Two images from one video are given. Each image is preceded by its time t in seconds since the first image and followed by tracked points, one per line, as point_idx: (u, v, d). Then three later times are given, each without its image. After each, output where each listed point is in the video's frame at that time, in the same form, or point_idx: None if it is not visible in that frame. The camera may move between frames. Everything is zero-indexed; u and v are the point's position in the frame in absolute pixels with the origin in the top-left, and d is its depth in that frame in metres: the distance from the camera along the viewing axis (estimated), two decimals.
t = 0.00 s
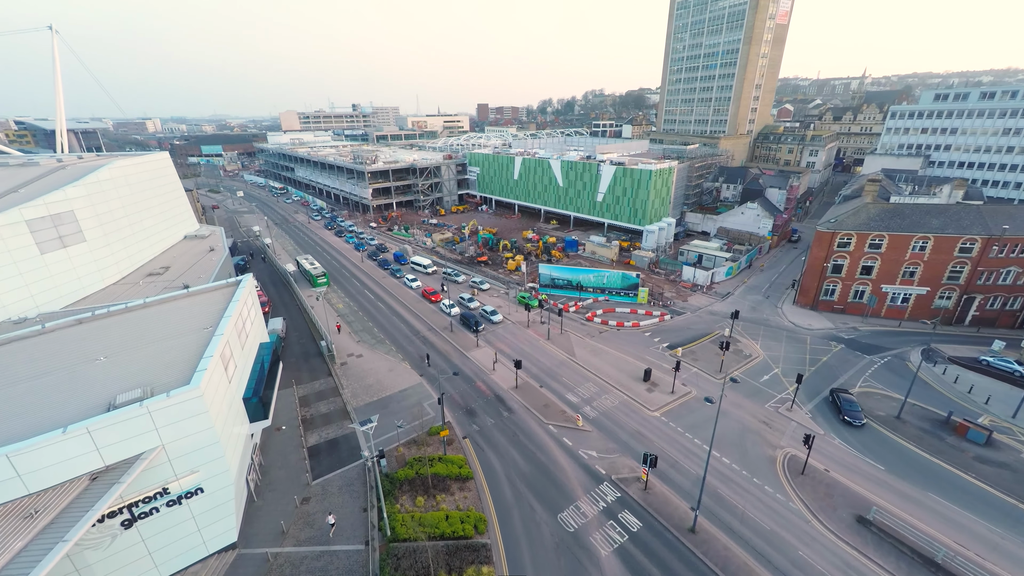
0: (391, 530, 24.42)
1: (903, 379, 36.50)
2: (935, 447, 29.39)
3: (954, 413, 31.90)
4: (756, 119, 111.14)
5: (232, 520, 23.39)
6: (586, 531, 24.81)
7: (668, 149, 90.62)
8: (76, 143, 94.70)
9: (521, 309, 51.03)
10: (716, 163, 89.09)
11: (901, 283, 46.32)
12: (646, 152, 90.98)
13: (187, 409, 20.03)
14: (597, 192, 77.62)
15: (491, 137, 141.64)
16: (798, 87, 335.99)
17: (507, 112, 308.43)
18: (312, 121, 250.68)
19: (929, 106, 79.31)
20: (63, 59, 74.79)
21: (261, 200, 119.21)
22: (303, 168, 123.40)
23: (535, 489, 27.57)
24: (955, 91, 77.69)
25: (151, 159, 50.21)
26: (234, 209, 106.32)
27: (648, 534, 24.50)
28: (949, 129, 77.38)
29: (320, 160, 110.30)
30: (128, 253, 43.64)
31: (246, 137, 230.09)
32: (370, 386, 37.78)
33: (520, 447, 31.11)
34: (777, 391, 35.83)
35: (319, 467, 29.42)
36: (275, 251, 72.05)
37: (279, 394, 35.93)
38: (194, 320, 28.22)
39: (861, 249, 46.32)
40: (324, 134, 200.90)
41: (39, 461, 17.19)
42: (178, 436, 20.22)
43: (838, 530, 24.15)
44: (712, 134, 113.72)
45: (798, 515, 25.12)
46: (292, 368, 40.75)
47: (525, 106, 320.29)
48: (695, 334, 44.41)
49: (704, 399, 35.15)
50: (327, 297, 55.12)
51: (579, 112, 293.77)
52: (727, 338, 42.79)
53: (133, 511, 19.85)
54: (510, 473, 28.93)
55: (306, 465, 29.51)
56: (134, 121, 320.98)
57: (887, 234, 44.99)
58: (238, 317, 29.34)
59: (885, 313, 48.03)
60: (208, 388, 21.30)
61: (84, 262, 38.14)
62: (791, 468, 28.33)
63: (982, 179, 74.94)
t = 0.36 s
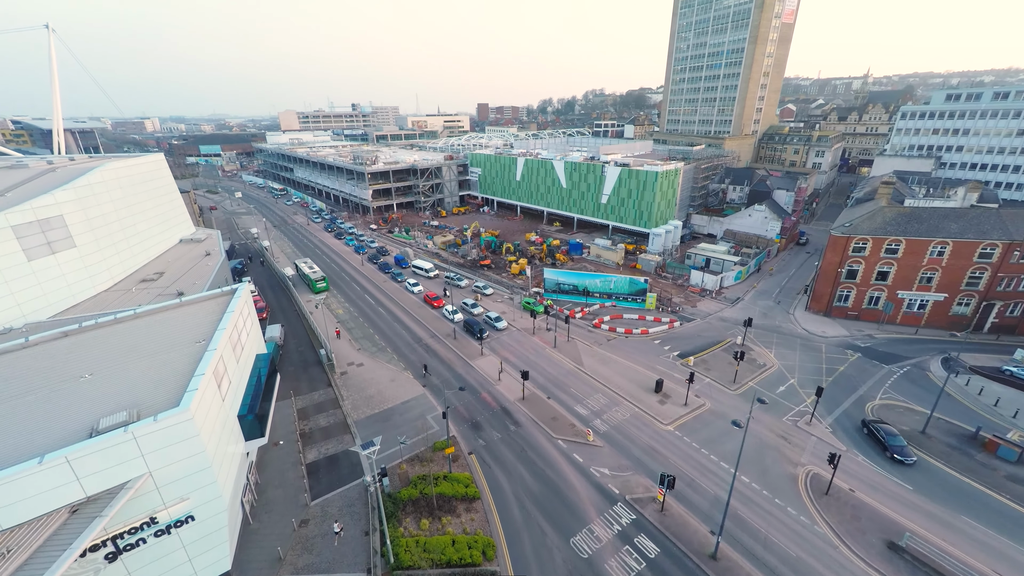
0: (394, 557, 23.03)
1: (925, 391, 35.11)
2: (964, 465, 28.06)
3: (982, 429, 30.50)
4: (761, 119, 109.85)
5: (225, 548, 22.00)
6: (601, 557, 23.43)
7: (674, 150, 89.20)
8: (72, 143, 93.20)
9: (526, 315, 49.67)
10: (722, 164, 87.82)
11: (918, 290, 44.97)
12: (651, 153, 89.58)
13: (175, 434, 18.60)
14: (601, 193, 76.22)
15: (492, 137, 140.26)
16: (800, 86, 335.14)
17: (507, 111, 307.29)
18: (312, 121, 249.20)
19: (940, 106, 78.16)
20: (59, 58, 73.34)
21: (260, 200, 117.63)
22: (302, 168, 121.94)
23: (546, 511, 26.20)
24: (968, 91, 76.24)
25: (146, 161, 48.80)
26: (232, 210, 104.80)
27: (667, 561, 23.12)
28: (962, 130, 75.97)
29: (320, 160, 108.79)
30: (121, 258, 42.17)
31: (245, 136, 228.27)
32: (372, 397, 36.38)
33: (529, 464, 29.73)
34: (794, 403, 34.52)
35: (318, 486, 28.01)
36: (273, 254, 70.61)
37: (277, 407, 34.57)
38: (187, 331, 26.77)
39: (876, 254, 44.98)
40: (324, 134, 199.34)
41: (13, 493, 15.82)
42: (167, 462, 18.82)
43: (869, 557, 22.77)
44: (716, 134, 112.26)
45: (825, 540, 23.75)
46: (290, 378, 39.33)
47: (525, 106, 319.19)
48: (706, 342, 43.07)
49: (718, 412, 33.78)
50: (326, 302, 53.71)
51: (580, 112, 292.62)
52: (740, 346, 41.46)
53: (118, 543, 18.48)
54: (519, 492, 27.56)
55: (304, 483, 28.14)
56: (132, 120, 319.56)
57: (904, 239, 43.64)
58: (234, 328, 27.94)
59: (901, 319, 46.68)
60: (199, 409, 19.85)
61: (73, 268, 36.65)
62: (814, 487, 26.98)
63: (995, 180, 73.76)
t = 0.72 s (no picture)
0: None
1: (951, 403, 33.65)
2: (999, 484, 26.61)
3: (1016, 445, 29.03)
4: (768, 118, 108.20)
5: None
6: None
7: (680, 150, 87.73)
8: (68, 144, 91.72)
9: (532, 320, 48.24)
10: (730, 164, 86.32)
11: (939, 295, 43.44)
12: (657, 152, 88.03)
13: (164, 460, 17.21)
14: (607, 194, 74.70)
15: (494, 136, 138.70)
16: (803, 85, 333.05)
17: (509, 110, 305.65)
18: (312, 120, 247.79)
19: (955, 104, 76.60)
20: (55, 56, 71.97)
21: (260, 201, 116.25)
22: (303, 168, 120.58)
23: (559, 533, 24.80)
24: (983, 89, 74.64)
25: (142, 162, 47.43)
26: (232, 210, 103.34)
27: None
28: (977, 129, 74.38)
29: (320, 160, 107.36)
30: (115, 263, 40.78)
31: (245, 136, 227.05)
32: (374, 409, 34.97)
33: (540, 481, 28.30)
34: (815, 415, 33.06)
35: (319, 505, 26.64)
36: (273, 256, 69.28)
37: (276, 419, 33.23)
38: (180, 343, 25.38)
39: (896, 258, 43.45)
40: (325, 134, 198.00)
41: None
42: (155, 490, 17.44)
43: None
44: (722, 134, 110.65)
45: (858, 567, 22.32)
46: (289, 387, 37.94)
47: (526, 105, 318.14)
48: (720, 350, 41.62)
49: (737, 426, 32.32)
50: (327, 306, 52.34)
51: (582, 111, 291.00)
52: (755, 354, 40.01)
53: None
54: (530, 512, 26.15)
55: (304, 502, 26.75)
56: (132, 120, 318.25)
57: (925, 243, 42.08)
58: (230, 339, 26.54)
59: (920, 325, 45.17)
60: (190, 431, 18.43)
61: (65, 274, 35.24)
62: (842, 508, 25.54)
63: (1011, 180, 72.29)
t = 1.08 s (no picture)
0: None
1: (978, 416, 32.26)
2: None
3: None
4: (774, 118, 106.77)
5: None
6: None
7: (686, 150, 86.35)
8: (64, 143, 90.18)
9: (538, 326, 46.81)
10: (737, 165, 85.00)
11: (959, 301, 42.01)
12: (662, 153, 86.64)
13: (148, 491, 15.79)
14: (613, 195, 73.23)
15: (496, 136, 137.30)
16: (805, 84, 331.90)
17: (509, 110, 304.07)
18: (312, 120, 246.13)
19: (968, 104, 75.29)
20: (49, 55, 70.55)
21: (259, 201, 114.79)
22: (302, 168, 119.15)
23: (572, 558, 23.40)
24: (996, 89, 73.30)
25: (135, 164, 46.02)
26: (230, 211, 101.83)
27: None
28: (991, 130, 72.95)
29: (320, 160, 105.87)
30: (106, 268, 39.31)
31: (244, 136, 225.44)
32: (375, 421, 33.51)
33: (551, 500, 26.86)
34: (836, 428, 31.65)
35: (318, 527, 25.18)
36: (272, 259, 67.85)
37: (274, 432, 31.81)
38: (171, 356, 23.93)
39: (915, 263, 42.01)
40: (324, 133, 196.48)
41: None
42: (140, 524, 16.05)
43: None
44: (727, 134, 109.23)
45: None
46: (287, 398, 36.47)
47: (527, 105, 316.41)
48: (734, 358, 40.19)
49: (755, 440, 30.86)
50: (327, 312, 50.90)
51: (583, 111, 289.62)
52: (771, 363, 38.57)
53: None
54: (541, 535, 24.72)
55: (302, 523, 25.31)
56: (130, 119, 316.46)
57: (946, 248, 40.63)
58: (224, 351, 25.09)
59: (939, 332, 43.75)
60: (178, 458, 16.99)
61: (53, 280, 33.74)
62: (872, 531, 24.11)
63: None
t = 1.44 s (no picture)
0: None
1: (1008, 431, 30.81)
2: None
3: None
4: (781, 117, 105.22)
5: None
6: None
7: (694, 150, 84.95)
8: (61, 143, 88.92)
9: (545, 333, 45.38)
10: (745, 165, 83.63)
11: (982, 308, 40.51)
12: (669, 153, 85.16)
13: (129, 529, 14.35)
14: (619, 197, 71.71)
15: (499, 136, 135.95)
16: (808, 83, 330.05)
17: (511, 109, 302.61)
18: (313, 119, 244.75)
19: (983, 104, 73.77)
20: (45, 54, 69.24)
21: (259, 202, 113.49)
22: (303, 168, 117.83)
23: None
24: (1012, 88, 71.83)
25: (130, 166, 44.70)
26: (230, 212, 100.52)
27: None
28: (1006, 130, 71.48)
29: (320, 160, 104.49)
30: (99, 274, 37.95)
31: (244, 135, 224.15)
32: (378, 435, 32.08)
33: (563, 522, 25.44)
34: (860, 444, 30.20)
35: (317, 552, 23.76)
36: (271, 262, 66.50)
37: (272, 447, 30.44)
38: (162, 371, 22.50)
39: (937, 269, 40.50)
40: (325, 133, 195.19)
41: None
42: (122, 563, 14.66)
43: None
44: (733, 134, 107.74)
45: None
46: (286, 409, 35.08)
47: (528, 105, 314.91)
48: (749, 368, 38.75)
49: (776, 457, 29.39)
50: (327, 317, 49.52)
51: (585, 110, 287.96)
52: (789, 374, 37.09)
53: None
54: (554, 561, 23.29)
55: (301, 548, 23.89)
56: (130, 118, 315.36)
57: (969, 253, 39.16)
58: (218, 365, 23.67)
59: (961, 340, 42.27)
60: (163, 490, 15.53)
61: (43, 288, 32.32)
62: (907, 558, 22.65)
63: None
